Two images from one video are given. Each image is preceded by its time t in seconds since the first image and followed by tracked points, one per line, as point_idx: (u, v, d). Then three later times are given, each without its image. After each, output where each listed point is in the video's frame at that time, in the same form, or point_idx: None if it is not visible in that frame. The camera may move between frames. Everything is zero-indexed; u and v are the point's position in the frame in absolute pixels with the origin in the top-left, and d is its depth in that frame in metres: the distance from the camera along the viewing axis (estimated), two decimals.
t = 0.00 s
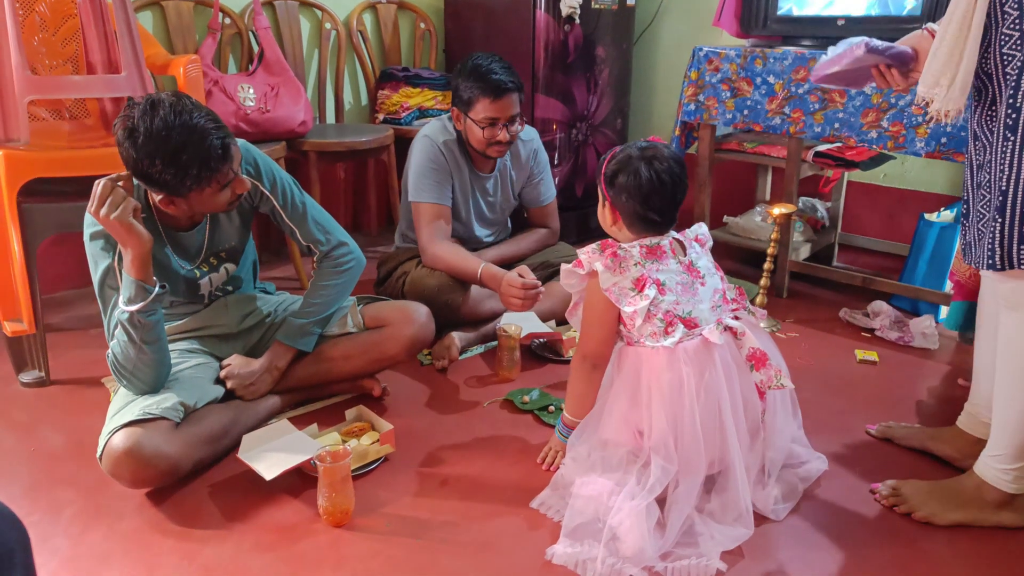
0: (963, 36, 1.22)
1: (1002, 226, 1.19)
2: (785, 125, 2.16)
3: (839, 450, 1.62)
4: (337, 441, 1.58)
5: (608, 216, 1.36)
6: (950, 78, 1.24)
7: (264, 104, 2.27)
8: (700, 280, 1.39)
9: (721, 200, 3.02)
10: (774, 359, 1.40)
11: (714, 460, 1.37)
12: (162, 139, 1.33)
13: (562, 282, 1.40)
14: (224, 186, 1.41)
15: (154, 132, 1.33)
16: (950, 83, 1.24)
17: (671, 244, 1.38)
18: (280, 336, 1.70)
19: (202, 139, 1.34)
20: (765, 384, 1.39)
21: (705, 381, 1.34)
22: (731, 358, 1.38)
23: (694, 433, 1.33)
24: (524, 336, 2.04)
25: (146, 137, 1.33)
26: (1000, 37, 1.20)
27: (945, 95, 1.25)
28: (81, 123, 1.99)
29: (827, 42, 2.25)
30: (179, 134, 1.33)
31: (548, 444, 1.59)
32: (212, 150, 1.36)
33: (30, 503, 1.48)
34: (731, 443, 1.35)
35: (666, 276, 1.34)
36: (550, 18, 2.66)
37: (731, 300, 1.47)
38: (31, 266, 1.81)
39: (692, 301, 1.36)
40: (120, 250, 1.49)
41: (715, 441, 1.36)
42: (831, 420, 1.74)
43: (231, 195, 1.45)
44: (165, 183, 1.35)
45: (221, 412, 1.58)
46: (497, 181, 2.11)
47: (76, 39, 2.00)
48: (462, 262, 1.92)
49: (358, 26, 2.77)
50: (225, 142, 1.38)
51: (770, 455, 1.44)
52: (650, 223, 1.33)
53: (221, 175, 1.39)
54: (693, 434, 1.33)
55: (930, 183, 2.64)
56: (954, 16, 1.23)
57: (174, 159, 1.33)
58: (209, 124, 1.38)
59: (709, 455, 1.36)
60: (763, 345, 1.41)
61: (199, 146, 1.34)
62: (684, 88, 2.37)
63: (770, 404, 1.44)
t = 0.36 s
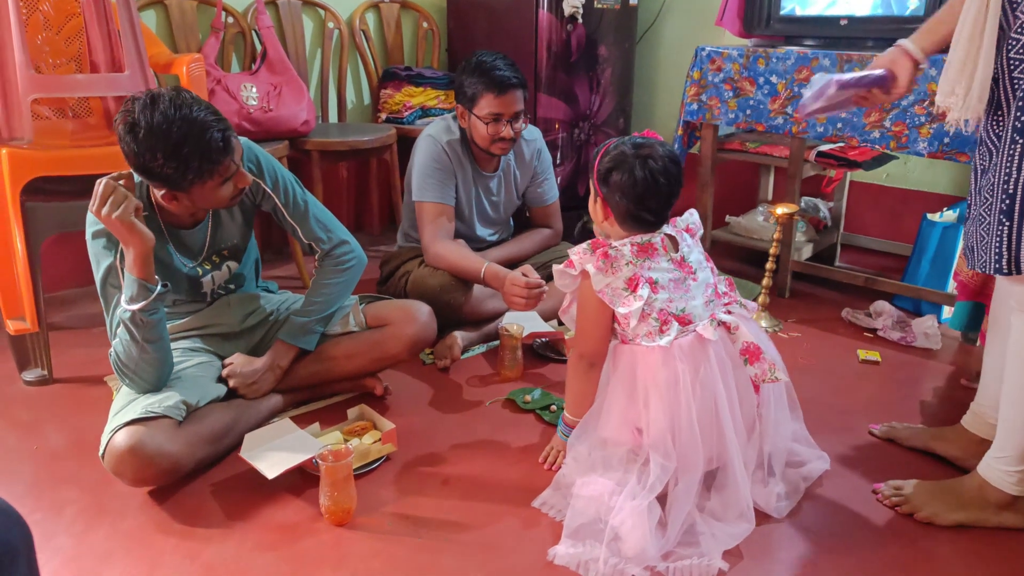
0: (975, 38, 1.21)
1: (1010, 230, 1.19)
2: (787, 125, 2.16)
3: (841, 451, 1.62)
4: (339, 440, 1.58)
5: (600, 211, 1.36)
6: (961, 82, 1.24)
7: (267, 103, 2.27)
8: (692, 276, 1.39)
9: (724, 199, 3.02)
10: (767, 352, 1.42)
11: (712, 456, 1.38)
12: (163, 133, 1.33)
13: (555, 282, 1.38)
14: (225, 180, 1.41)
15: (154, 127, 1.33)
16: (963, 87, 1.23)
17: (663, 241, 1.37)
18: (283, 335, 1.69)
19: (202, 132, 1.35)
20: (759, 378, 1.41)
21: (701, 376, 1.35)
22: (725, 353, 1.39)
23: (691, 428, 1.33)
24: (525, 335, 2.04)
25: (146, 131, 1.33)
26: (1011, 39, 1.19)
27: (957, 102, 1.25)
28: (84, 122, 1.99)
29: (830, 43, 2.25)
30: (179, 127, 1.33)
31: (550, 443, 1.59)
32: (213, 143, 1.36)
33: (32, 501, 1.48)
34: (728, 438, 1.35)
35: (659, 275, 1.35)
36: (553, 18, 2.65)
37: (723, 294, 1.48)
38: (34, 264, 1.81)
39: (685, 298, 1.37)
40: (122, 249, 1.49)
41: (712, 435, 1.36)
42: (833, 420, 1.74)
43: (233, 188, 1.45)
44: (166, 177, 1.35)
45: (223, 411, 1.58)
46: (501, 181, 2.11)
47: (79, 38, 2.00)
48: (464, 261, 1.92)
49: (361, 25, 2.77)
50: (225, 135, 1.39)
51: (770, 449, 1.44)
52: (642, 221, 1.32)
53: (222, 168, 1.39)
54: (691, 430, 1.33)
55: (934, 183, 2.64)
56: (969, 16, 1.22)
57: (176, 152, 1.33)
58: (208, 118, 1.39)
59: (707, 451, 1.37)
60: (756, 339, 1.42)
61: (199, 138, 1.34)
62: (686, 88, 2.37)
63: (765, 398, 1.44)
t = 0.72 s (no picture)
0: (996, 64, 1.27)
1: None
2: (786, 122, 2.16)
3: (843, 446, 1.63)
4: (341, 443, 1.58)
5: (581, 202, 1.36)
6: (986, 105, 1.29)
7: (265, 106, 2.26)
8: (677, 259, 1.38)
9: (724, 196, 3.02)
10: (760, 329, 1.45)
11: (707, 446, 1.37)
12: (164, 134, 1.32)
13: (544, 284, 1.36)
14: (225, 179, 1.41)
15: (153, 129, 1.33)
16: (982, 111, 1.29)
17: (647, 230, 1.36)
18: (284, 338, 1.69)
19: (202, 132, 1.35)
20: (755, 354, 1.43)
21: (694, 365, 1.34)
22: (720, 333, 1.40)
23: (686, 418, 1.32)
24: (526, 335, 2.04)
25: (146, 134, 1.33)
26: None
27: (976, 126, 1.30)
28: (81, 127, 1.99)
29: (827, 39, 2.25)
30: (179, 128, 1.33)
31: (552, 444, 1.59)
32: (213, 142, 1.36)
33: (34, 507, 1.48)
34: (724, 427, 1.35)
35: (644, 264, 1.33)
36: (551, 16, 2.65)
37: (711, 272, 1.49)
38: (33, 270, 1.81)
39: (675, 283, 1.36)
40: (122, 255, 1.49)
41: (707, 425, 1.36)
42: (835, 416, 1.74)
43: (234, 188, 1.45)
44: (169, 179, 1.35)
45: (224, 415, 1.58)
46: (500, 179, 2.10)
47: (75, 42, 2.00)
48: (463, 262, 1.91)
49: (359, 27, 2.76)
50: (224, 134, 1.39)
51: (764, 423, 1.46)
52: (621, 214, 1.31)
53: (223, 167, 1.39)
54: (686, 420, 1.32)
55: (932, 178, 2.65)
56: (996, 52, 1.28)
57: (178, 154, 1.33)
58: (206, 118, 1.39)
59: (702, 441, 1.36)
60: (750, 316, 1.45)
61: (200, 138, 1.34)
62: (685, 86, 2.37)
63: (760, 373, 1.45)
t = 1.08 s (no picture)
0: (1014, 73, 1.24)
1: None
2: (784, 118, 2.16)
3: (843, 442, 1.63)
4: (341, 443, 1.58)
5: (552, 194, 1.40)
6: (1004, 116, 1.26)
7: (262, 106, 2.26)
8: (654, 234, 1.38)
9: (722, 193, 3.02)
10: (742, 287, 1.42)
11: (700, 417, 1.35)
12: (163, 123, 1.33)
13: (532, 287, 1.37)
14: (227, 168, 1.42)
15: (152, 118, 1.33)
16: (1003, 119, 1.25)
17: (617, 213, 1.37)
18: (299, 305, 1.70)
19: (201, 119, 1.36)
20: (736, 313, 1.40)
21: (679, 338, 1.34)
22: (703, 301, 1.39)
23: (673, 394, 1.32)
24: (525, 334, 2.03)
25: (146, 123, 1.33)
26: None
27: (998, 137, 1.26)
28: (78, 128, 1.98)
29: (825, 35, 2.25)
30: (178, 116, 1.34)
31: (553, 443, 1.59)
32: (213, 129, 1.37)
33: (35, 510, 1.48)
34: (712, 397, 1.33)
35: (621, 247, 1.34)
36: (548, 15, 2.65)
37: (692, 238, 1.48)
38: (31, 273, 1.80)
39: (654, 257, 1.38)
40: (121, 258, 1.49)
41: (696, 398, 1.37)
42: (835, 413, 1.74)
43: (235, 176, 1.46)
44: (171, 169, 1.35)
45: (224, 417, 1.57)
46: (497, 175, 2.10)
47: (71, 44, 1.99)
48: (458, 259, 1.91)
49: (355, 26, 2.76)
50: (222, 121, 1.40)
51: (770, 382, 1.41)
52: (587, 205, 1.34)
53: (225, 154, 1.40)
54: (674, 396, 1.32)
55: (930, 173, 2.65)
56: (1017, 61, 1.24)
57: (179, 141, 1.33)
58: (203, 106, 1.40)
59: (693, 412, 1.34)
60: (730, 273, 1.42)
61: (200, 125, 1.35)
62: (683, 83, 2.37)
63: (751, 332, 1.42)
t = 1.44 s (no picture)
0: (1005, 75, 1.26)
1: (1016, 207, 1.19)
2: (784, 112, 2.15)
3: (845, 438, 1.62)
4: (343, 441, 1.59)
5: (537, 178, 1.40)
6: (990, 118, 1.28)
7: (262, 107, 2.28)
8: (637, 216, 1.37)
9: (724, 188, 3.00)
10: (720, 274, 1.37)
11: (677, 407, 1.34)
12: (159, 119, 1.35)
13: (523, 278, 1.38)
14: (225, 161, 1.44)
15: (149, 116, 1.35)
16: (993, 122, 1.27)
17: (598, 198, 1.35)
18: (346, 248, 1.79)
19: (197, 115, 1.37)
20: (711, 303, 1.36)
21: (657, 329, 1.32)
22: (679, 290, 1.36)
23: (649, 384, 1.32)
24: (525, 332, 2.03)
25: (143, 121, 1.34)
26: None
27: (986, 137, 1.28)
28: (80, 131, 2.00)
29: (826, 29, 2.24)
30: (174, 112, 1.36)
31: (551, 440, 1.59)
32: (209, 123, 1.39)
33: (42, 509, 1.49)
34: (689, 387, 1.33)
35: (604, 234, 1.35)
36: (545, 11, 2.65)
37: (678, 219, 1.44)
38: (36, 275, 1.82)
39: (635, 241, 1.37)
40: (125, 257, 1.50)
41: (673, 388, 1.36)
42: (837, 409, 1.73)
43: (232, 169, 1.49)
44: (170, 166, 1.37)
45: (228, 414, 1.59)
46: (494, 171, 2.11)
47: (72, 47, 2.01)
48: (456, 255, 1.93)
49: (353, 25, 2.76)
50: (217, 116, 1.41)
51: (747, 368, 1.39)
52: (570, 185, 1.34)
53: (222, 147, 1.42)
54: (651, 387, 1.32)
55: (932, 166, 2.63)
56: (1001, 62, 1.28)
57: (176, 137, 1.35)
58: (197, 101, 1.41)
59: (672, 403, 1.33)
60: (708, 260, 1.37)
61: (195, 121, 1.37)
62: (681, 79, 2.36)
63: (727, 319, 1.38)
